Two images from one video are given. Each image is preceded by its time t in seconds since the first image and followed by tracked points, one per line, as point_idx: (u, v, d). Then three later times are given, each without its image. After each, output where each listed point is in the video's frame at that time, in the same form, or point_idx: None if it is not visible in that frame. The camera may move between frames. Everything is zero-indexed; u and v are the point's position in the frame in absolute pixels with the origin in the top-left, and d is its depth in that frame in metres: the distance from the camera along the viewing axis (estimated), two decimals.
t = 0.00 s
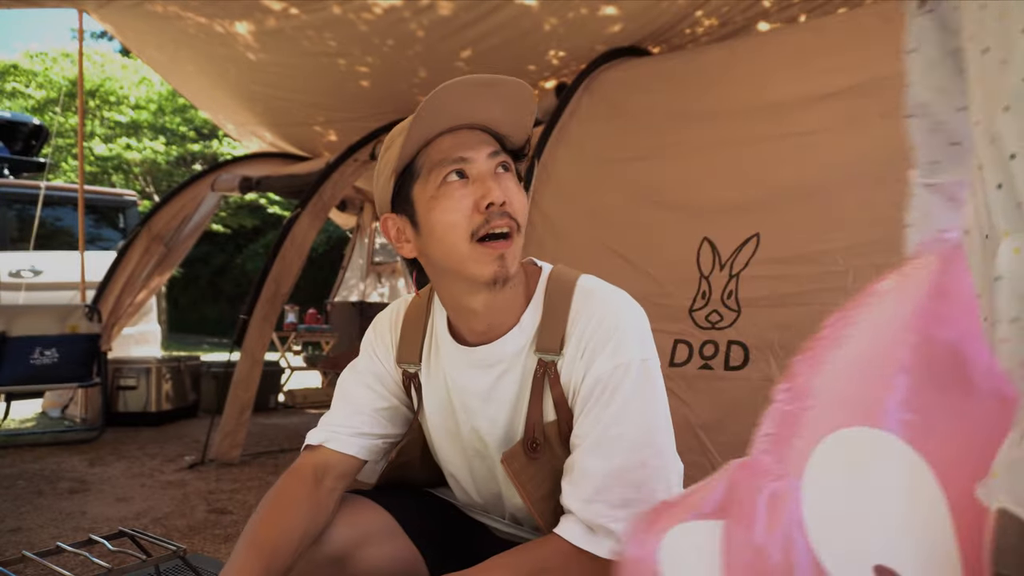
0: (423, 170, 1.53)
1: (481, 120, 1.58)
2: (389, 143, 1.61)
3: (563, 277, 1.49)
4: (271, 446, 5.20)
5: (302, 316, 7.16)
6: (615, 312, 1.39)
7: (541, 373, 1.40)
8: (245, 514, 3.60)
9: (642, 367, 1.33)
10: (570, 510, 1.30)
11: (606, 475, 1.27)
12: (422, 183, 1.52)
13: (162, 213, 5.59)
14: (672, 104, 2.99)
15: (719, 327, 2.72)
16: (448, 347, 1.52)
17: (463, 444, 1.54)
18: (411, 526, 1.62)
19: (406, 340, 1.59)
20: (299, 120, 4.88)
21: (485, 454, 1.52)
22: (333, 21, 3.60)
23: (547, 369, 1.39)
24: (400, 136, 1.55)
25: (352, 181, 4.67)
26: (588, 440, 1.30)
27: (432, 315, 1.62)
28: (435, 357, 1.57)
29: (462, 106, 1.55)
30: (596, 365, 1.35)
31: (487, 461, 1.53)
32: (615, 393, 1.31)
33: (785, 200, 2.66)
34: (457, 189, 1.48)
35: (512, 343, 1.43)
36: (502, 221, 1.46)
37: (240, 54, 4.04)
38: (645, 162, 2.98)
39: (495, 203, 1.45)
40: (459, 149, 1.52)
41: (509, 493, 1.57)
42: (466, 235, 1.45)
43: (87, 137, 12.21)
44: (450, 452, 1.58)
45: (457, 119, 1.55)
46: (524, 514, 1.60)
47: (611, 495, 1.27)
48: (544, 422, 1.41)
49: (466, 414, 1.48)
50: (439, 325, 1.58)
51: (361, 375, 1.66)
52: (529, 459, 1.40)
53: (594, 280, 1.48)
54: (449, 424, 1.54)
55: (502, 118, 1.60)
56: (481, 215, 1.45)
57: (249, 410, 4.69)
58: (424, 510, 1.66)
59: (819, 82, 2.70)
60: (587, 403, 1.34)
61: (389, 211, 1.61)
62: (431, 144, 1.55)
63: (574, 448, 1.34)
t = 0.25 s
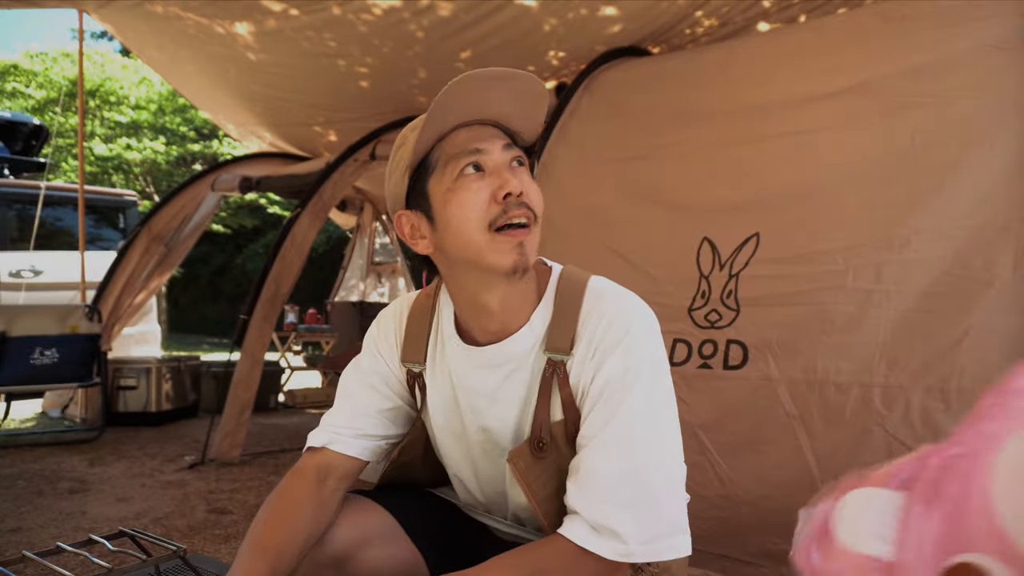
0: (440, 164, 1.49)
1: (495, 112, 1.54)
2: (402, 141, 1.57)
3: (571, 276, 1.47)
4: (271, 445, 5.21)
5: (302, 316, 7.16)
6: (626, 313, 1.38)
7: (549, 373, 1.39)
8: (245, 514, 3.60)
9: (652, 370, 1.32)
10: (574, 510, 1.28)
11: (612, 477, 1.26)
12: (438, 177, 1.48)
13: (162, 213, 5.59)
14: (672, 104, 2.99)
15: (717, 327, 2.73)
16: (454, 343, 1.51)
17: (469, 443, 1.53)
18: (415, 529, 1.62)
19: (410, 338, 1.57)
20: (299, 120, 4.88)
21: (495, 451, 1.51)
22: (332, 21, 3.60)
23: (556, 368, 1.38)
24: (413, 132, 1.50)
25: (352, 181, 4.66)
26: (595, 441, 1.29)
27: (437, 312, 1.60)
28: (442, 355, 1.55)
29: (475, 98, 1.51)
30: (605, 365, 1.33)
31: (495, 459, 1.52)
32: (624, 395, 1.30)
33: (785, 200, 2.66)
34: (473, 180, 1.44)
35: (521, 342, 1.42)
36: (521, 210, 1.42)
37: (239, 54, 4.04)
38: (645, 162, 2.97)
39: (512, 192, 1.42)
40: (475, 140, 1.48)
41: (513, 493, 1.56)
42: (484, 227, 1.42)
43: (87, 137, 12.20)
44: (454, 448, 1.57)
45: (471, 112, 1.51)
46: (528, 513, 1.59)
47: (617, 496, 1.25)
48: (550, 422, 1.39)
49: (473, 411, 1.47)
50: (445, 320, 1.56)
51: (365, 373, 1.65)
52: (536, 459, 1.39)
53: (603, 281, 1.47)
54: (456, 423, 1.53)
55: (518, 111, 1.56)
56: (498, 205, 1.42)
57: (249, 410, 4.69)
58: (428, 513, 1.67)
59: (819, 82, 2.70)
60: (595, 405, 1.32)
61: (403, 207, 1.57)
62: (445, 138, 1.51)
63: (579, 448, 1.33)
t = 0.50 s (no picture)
0: (465, 166, 1.45)
1: (524, 117, 1.50)
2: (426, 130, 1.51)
3: (580, 277, 1.48)
4: (272, 445, 5.21)
5: (303, 316, 7.16)
6: (637, 317, 1.38)
7: (558, 372, 1.39)
8: (245, 514, 3.60)
9: (662, 374, 1.32)
10: (579, 510, 1.28)
11: (618, 480, 1.26)
12: (461, 178, 1.45)
13: (163, 213, 5.59)
14: (672, 104, 2.99)
15: (717, 327, 2.73)
16: (460, 344, 1.50)
17: (473, 444, 1.53)
18: (416, 534, 1.61)
19: (417, 338, 1.56)
20: (299, 120, 4.89)
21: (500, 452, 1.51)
22: (332, 22, 3.61)
23: (564, 368, 1.38)
24: (441, 129, 1.45)
25: (352, 181, 4.66)
26: (603, 442, 1.29)
27: (442, 312, 1.59)
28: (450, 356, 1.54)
29: (511, 103, 1.46)
30: (616, 369, 1.33)
31: (501, 460, 1.52)
32: (633, 398, 1.30)
33: (785, 200, 2.66)
34: (499, 189, 1.42)
35: (530, 344, 1.42)
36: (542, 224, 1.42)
37: (240, 55, 4.04)
38: (645, 162, 2.97)
39: (537, 206, 1.41)
40: (506, 147, 1.45)
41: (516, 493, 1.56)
42: (504, 238, 1.41)
43: (87, 137, 12.22)
44: (457, 448, 1.56)
45: (502, 114, 1.46)
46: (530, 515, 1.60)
47: (623, 498, 1.25)
48: (557, 421, 1.40)
49: (481, 415, 1.47)
50: (450, 320, 1.55)
51: (370, 377, 1.65)
52: (540, 457, 1.38)
53: (614, 283, 1.47)
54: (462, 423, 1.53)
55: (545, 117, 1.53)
56: (521, 217, 1.41)
57: (250, 410, 4.70)
58: (429, 515, 1.65)
59: (820, 82, 2.70)
60: (604, 408, 1.32)
61: (419, 200, 1.53)
62: (473, 138, 1.46)
63: (586, 448, 1.33)
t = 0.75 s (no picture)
0: (440, 184, 1.40)
1: (507, 127, 1.41)
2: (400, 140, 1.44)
3: (565, 267, 1.47)
4: (272, 446, 5.21)
5: (303, 316, 7.15)
6: (624, 303, 1.37)
7: (547, 366, 1.38)
8: (245, 514, 3.60)
9: (653, 357, 1.32)
10: (584, 501, 1.28)
11: (617, 466, 1.26)
12: (436, 198, 1.41)
13: (163, 213, 5.59)
14: (672, 103, 2.98)
15: (716, 327, 2.73)
16: (446, 342, 1.48)
17: (468, 439, 1.52)
18: (420, 528, 1.63)
19: (403, 342, 1.54)
20: (299, 120, 4.88)
21: (494, 449, 1.51)
22: (332, 22, 3.61)
23: (554, 361, 1.38)
24: (416, 145, 1.39)
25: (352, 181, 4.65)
26: (601, 432, 1.29)
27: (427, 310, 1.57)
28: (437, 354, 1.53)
29: (488, 121, 1.37)
30: (606, 356, 1.33)
31: (496, 456, 1.52)
32: (626, 385, 1.30)
33: (785, 200, 2.66)
34: (475, 212, 1.38)
35: (517, 343, 1.41)
36: (519, 247, 1.38)
37: (240, 56, 4.04)
38: (645, 162, 2.97)
39: (513, 231, 1.37)
40: (481, 168, 1.38)
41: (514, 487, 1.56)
42: (480, 261, 1.38)
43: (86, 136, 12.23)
44: (451, 443, 1.56)
45: (483, 129, 1.38)
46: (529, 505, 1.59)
47: (626, 484, 1.25)
48: (550, 416, 1.40)
49: (473, 413, 1.46)
50: (434, 316, 1.53)
51: (360, 381, 1.62)
52: (535, 451, 1.40)
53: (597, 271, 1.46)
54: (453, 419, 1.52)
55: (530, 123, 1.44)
56: (497, 241, 1.37)
57: (250, 410, 4.70)
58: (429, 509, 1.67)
59: (820, 82, 2.70)
60: (597, 397, 1.32)
61: (394, 212, 1.49)
62: (448, 155, 1.40)
63: (584, 439, 1.32)
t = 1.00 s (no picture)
0: (324, 175, 1.29)
1: (399, 109, 1.27)
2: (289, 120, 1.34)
3: (508, 211, 1.40)
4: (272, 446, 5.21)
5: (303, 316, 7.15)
6: (576, 245, 1.32)
7: (513, 325, 1.34)
8: (245, 514, 3.60)
9: (616, 299, 1.29)
10: (584, 447, 1.32)
11: (609, 415, 1.28)
12: (322, 188, 1.31)
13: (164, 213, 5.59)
14: (672, 103, 2.98)
15: (716, 327, 2.73)
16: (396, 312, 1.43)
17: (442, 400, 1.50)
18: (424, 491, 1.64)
19: (351, 316, 1.48)
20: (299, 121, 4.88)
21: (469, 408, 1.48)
22: (332, 23, 3.61)
23: (518, 321, 1.33)
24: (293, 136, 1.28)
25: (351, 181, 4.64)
26: (578, 380, 1.29)
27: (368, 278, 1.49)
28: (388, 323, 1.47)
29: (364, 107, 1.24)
30: (571, 310, 1.29)
31: (473, 414, 1.50)
32: (597, 330, 1.27)
33: (785, 200, 2.66)
34: (360, 207, 1.27)
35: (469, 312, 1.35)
36: (416, 244, 1.28)
37: (239, 56, 4.04)
38: (646, 162, 2.97)
39: (404, 231, 1.26)
40: (361, 159, 1.26)
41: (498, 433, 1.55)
42: (370, 260, 1.28)
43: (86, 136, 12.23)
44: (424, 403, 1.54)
45: (363, 115, 1.25)
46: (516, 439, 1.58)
47: (618, 427, 1.28)
48: (526, 367, 1.37)
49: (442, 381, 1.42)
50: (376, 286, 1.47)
51: (320, 364, 1.57)
52: (519, 406, 1.39)
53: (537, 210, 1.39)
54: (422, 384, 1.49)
55: (432, 103, 1.30)
56: (389, 240, 1.26)
57: (250, 410, 4.70)
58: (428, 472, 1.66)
59: (820, 82, 2.69)
60: (571, 352, 1.30)
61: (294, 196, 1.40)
62: (332, 142, 1.28)
63: (568, 386, 1.32)
